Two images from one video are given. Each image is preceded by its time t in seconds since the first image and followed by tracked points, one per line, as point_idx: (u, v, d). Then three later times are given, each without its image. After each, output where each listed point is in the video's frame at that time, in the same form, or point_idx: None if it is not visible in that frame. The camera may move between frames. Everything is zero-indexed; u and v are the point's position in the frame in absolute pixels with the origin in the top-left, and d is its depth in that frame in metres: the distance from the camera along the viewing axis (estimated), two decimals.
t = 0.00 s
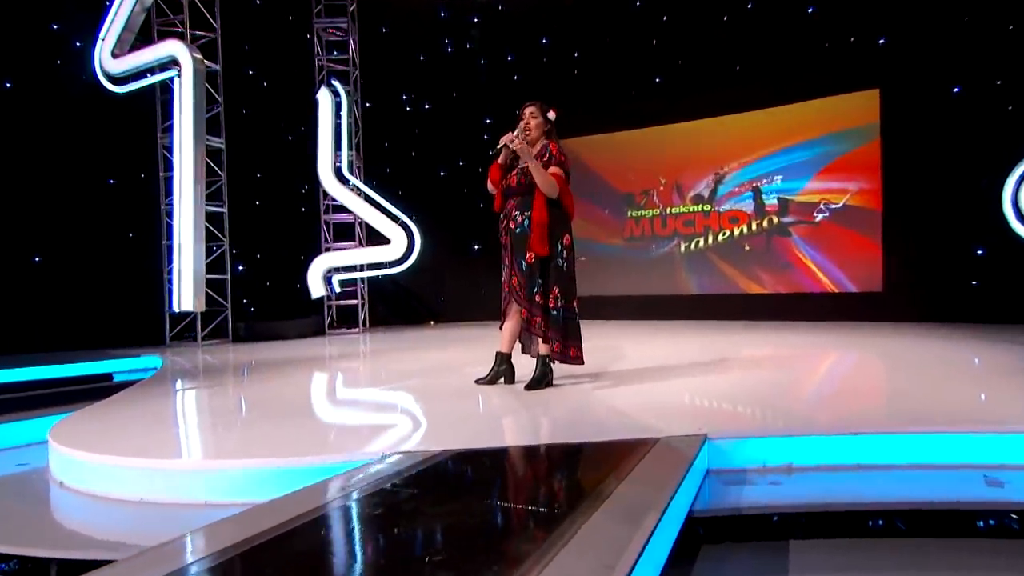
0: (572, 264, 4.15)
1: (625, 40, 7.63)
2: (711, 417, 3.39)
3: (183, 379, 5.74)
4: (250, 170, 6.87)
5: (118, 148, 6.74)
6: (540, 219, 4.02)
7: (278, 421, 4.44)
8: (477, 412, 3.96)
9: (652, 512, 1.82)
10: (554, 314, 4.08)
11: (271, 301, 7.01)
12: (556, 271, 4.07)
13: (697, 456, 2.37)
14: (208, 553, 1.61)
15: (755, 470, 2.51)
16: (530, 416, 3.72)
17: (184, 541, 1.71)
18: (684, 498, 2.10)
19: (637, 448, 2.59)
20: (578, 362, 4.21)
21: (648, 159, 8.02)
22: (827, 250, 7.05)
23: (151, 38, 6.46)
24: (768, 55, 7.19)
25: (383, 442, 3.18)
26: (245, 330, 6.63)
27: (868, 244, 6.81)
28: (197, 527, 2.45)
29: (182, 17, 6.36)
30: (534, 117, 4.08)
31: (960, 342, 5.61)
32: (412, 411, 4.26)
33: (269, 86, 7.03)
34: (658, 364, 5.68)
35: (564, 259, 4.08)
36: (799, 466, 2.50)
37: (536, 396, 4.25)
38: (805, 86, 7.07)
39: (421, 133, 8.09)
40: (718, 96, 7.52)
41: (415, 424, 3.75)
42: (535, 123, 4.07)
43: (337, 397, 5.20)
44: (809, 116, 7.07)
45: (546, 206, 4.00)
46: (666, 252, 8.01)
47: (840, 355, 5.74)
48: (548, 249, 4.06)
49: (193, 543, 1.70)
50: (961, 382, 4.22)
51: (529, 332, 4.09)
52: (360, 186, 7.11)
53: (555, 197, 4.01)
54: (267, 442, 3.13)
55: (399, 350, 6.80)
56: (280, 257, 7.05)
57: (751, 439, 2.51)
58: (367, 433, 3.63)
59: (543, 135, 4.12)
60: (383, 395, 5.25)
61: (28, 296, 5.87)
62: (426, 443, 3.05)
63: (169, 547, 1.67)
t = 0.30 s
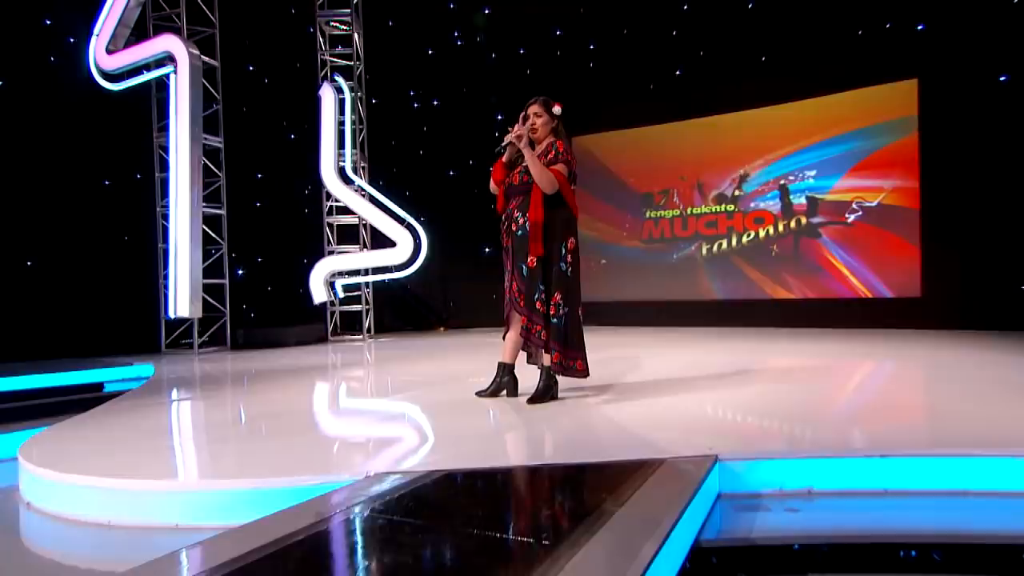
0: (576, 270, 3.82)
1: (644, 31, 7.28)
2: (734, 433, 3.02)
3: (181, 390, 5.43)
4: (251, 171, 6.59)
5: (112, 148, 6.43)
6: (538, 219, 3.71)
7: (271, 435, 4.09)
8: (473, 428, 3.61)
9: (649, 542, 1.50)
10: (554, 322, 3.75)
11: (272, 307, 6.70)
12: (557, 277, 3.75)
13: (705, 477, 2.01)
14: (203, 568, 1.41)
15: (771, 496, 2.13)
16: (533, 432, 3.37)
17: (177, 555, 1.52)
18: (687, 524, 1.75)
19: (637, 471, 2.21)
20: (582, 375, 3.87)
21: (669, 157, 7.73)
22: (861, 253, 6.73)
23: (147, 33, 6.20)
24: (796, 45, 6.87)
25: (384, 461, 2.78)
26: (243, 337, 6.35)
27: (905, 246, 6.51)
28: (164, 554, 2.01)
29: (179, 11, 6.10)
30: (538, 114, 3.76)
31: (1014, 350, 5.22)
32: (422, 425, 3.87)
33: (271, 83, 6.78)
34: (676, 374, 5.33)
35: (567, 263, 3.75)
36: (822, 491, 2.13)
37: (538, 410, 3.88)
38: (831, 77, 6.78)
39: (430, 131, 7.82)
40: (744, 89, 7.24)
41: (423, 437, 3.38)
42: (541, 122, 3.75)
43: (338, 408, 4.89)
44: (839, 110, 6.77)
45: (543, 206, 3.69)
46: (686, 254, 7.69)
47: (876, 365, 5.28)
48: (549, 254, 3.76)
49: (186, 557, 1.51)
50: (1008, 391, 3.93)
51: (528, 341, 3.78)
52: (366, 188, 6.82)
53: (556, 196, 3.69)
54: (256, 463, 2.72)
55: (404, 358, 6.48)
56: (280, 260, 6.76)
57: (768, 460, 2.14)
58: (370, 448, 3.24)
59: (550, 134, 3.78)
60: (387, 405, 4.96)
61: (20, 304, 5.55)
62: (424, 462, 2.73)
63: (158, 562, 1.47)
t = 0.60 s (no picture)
0: (583, 278, 3.47)
1: (663, 22, 6.91)
2: (759, 455, 2.67)
3: (175, 402, 5.14)
4: (252, 171, 6.31)
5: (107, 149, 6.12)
6: (540, 223, 3.41)
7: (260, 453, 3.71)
8: (470, 446, 3.28)
9: None
10: (558, 334, 3.42)
11: (273, 313, 6.41)
12: (561, 285, 3.43)
13: (716, 508, 1.75)
14: None
15: (790, 527, 1.86)
16: (536, 451, 3.01)
17: None
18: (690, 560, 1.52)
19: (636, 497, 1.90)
20: (589, 391, 3.53)
21: (690, 156, 7.35)
22: (898, 256, 6.31)
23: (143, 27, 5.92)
24: (828, 33, 6.45)
25: (380, 484, 2.50)
26: (242, 345, 6.04)
27: (948, 250, 6.07)
28: None
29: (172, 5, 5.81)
30: (543, 111, 3.46)
31: None
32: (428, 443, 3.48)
33: (273, 79, 6.49)
34: (698, 388, 4.94)
35: (571, 271, 3.41)
36: (846, 522, 1.85)
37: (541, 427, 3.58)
38: (864, 67, 6.36)
39: (439, 129, 7.56)
40: (771, 82, 6.86)
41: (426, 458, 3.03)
42: (546, 120, 3.45)
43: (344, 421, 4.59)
44: (873, 103, 6.36)
45: (547, 210, 3.38)
46: (709, 258, 7.29)
47: (916, 377, 4.86)
48: (552, 260, 3.44)
49: None
50: None
51: (530, 353, 3.47)
52: (370, 189, 6.49)
53: (560, 198, 3.38)
54: (247, 488, 2.34)
55: (411, 368, 6.15)
56: (281, 265, 6.46)
57: (785, 487, 1.87)
58: (367, 467, 2.90)
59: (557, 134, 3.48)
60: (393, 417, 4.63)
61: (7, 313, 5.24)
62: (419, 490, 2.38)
63: None
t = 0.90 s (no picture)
0: (592, 288, 3.18)
1: (685, 12, 6.61)
2: (791, 488, 2.33)
3: (169, 416, 4.86)
4: (253, 171, 6.04)
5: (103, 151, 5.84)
6: (548, 230, 3.09)
7: (262, 470, 3.48)
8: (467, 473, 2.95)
9: None
10: (564, 349, 3.12)
11: (274, 322, 6.11)
12: (567, 297, 3.13)
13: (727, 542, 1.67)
14: None
15: (808, 565, 1.75)
16: (540, 480, 2.68)
17: None
18: None
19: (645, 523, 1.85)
20: (602, 410, 3.22)
21: (714, 154, 6.94)
22: (942, 261, 5.87)
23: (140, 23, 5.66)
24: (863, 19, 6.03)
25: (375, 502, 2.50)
26: (239, 355, 5.74)
27: (997, 252, 5.64)
28: None
29: None
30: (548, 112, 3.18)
31: None
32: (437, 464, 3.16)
33: (274, 76, 6.22)
34: (724, 406, 4.56)
35: (579, 281, 3.12)
36: (868, 561, 1.74)
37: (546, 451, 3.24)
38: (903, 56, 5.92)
39: (449, 126, 7.25)
40: (801, 75, 6.42)
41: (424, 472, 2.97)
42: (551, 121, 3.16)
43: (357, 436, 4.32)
44: (912, 97, 5.92)
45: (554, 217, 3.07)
46: (735, 262, 6.89)
47: (966, 391, 4.45)
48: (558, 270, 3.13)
49: None
50: None
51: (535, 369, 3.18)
52: (374, 191, 6.17)
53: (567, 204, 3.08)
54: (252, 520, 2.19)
55: (419, 380, 5.83)
56: (285, 271, 6.17)
57: (802, 522, 1.77)
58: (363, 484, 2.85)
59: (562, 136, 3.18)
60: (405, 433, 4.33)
61: None
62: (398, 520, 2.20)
63: None
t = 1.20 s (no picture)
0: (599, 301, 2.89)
1: None
2: (844, 541, 1.99)
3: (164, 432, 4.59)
4: (253, 173, 5.73)
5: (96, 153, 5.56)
6: (554, 240, 2.79)
7: (266, 488, 3.25)
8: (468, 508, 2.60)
9: None
10: (569, 368, 2.84)
11: (275, 331, 5.81)
12: (571, 311, 2.83)
13: None
14: None
15: None
16: (549, 522, 2.31)
17: None
18: None
19: (647, 559, 1.85)
20: (610, 432, 2.91)
21: (741, 152, 6.53)
22: (991, 266, 5.43)
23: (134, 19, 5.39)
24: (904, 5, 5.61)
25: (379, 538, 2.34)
26: (239, 367, 5.49)
27: None
28: None
29: None
30: (552, 111, 2.90)
31: None
32: (446, 489, 2.87)
33: (276, 73, 5.92)
34: (754, 426, 4.18)
35: (585, 294, 2.83)
36: None
37: (551, 478, 2.93)
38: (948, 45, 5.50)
39: (461, 124, 6.95)
40: (836, 67, 6.00)
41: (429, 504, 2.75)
42: (555, 121, 2.87)
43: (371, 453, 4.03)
44: (954, 89, 5.52)
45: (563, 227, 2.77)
46: (764, 267, 6.47)
47: None
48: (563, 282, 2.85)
49: None
50: None
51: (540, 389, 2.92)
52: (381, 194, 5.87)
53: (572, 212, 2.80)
54: (252, 559, 2.07)
55: (428, 393, 5.52)
56: (287, 277, 5.89)
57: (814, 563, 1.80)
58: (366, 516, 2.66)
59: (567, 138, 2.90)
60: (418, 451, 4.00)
61: None
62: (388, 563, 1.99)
63: None
